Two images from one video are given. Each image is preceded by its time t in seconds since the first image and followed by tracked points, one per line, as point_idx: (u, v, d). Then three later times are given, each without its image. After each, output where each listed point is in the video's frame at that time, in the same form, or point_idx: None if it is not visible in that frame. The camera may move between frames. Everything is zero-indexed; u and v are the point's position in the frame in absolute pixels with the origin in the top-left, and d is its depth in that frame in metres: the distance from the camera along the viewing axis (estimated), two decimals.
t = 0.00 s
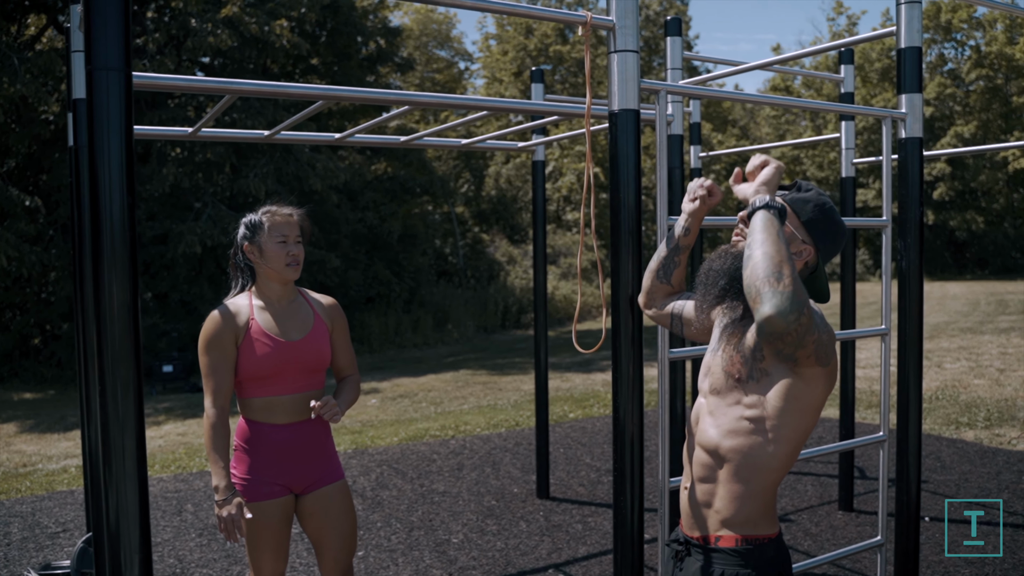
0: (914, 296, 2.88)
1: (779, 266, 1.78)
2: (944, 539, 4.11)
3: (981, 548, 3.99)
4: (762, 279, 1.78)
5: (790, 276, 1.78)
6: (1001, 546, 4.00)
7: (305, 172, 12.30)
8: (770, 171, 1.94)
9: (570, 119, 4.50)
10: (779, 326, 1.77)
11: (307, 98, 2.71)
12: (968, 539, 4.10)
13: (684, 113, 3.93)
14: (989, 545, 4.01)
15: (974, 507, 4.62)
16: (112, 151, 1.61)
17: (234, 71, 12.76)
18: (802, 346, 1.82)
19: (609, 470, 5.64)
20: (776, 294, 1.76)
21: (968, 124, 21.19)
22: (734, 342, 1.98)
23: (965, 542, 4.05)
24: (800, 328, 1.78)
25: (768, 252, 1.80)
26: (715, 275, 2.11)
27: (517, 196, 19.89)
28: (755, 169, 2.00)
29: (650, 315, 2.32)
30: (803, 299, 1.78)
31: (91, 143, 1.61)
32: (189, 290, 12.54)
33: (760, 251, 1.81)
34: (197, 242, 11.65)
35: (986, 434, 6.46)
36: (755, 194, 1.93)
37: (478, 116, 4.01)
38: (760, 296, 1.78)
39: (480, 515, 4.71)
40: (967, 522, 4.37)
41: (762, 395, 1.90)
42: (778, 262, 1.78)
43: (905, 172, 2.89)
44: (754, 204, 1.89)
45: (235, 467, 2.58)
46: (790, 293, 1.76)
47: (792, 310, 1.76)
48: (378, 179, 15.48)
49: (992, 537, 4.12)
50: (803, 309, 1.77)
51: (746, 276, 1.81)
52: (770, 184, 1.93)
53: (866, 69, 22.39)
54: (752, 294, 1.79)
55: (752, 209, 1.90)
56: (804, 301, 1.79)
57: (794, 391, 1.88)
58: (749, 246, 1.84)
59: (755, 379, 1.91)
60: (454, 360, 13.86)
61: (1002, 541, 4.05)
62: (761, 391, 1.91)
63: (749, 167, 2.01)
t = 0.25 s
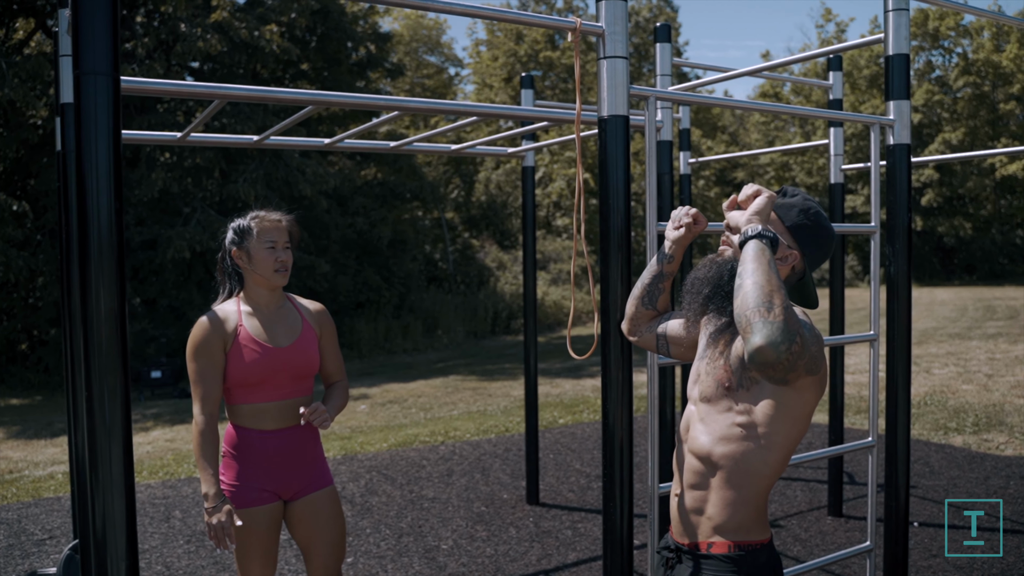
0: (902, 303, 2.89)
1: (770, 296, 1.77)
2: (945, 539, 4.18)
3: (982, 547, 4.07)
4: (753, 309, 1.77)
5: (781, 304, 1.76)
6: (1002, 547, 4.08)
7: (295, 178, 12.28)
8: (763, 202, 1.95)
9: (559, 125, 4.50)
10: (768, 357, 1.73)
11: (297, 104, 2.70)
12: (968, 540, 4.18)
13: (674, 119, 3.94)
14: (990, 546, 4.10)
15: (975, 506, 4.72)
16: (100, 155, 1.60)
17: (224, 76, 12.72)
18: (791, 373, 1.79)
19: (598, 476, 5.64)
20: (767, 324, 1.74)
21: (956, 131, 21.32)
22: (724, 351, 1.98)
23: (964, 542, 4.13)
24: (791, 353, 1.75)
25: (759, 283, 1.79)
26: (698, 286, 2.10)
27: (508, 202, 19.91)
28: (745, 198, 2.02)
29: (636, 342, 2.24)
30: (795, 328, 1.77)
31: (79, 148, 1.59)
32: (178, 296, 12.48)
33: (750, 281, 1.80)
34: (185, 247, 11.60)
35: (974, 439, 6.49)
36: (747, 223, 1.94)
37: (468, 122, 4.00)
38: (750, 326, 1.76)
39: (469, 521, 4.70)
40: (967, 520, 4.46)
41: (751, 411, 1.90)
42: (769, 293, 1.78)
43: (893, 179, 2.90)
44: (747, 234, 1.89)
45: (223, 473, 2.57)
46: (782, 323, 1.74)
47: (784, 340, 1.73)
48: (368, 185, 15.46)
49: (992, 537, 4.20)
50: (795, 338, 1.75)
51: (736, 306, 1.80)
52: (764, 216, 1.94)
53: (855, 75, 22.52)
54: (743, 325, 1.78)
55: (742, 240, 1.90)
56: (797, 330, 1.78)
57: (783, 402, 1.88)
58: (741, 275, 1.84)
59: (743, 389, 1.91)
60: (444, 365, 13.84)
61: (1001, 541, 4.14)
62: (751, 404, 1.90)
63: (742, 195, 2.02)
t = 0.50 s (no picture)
0: (897, 306, 2.90)
1: (766, 301, 1.77)
2: (945, 540, 4.20)
3: (981, 548, 4.09)
4: (748, 316, 1.77)
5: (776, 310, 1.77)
6: (1000, 546, 4.11)
7: (289, 182, 12.27)
8: (752, 205, 1.94)
9: (554, 128, 4.49)
10: (767, 363, 1.74)
11: (292, 106, 2.69)
12: (968, 539, 4.21)
13: (668, 122, 3.95)
14: (989, 546, 4.12)
15: (974, 506, 4.74)
16: (94, 157, 1.59)
17: (218, 79, 12.70)
18: (790, 379, 1.79)
19: (594, 480, 5.64)
20: (764, 331, 1.74)
21: (950, 135, 21.39)
22: (721, 356, 1.97)
23: (964, 542, 4.15)
24: (789, 357, 1.75)
25: (753, 289, 1.80)
26: (689, 296, 2.10)
27: (503, 205, 19.94)
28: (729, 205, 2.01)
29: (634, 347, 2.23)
30: (792, 332, 1.77)
31: (73, 150, 1.59)
32: (172, 300, 12.45)
33: (745, 287, 1.81)
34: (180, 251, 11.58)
35: (969, 442, 6.50)
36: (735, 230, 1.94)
37: (463, 125, 4.00)
38: (747, 334, 1.76)
39: (464, 524, 4.69)
40: (966, 519, 4.50)
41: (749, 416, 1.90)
42: (764, 298, 1.78)
43: (887, 182, 2.90)
44: (738, 239, 1.90)
45: (217, 477, 2.56)
46: (777, 330, 1.75)
47: (781, 346, 1.74)
48: (362, 189, 15.45)
49: (991, 537, 4.23)
50: (791, 345, 1.76)
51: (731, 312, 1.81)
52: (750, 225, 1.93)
53: (849, 79, 22.57)
54: (738, 332, 1.78)
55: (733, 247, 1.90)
56: (794, 335, 1.78)
57: (781, 405, 1.88)
58: (735, 281, 1.84)
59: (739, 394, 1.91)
60: (439, 369, 13.82)
61: (1001, 541, 4.17)
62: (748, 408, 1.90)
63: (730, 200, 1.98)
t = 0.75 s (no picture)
0: (893, 306, 2.90)
1: (771, 301, 1.74)
2: (946, 540, 4.21)
3: (982, 548, 4.10)
4: (754, 317, 1.74)
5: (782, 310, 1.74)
6: (1000, 546, 4.12)
7: (286, 182, 12.27)
8: (753, 205, 1.94)
9: (550, 128, 4.48)
10: (775, 364, 1.71)
11: (288, 106, 2.68)
12: (968, 539, 4.22)
13: (665, 122, 3.95)
14: (989, 545, 4.13)
15: (972, 507, 4.75)
16: (89, 156, 1.58)
17: (214, 79, 12.68)
18: (796, 380, 1.77)
19: (590, 480, 5.63)
20: (771, 332, 1.71)
21: (945, 136, 21.45)
22: (721, 357, 1.97)
23: (964, 542, 4.16)
24: (796, 358, 1.72)
25: (757, 288, 1.77)
26: (687, 298, 2.11)
27: (499, 206, 19.94)
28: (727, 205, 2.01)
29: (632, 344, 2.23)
30: (798, 332, 1.74)
31: (68, 148, 1.58)
32: (167, 300, 12.42)
33: (748, 287, 1.78)
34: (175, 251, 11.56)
35: (964, 442, 6.51)
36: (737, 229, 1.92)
37: (459, 125, 3.98)
38: (754, 334, 1.73)
39: (461, 525, 4.68)
40: (966, 519, 4.52)
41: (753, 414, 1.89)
42: (769, 297, 1.75)
43: (883, 182, 2.91)
44: (741, 238, 1.88)
45: (212, 476, 2.54)
46: (786, 329, 1.72)
47: (789, 347, 1.71)
48: (358, 189, 15.44)
49: (991, 537, 4.24)
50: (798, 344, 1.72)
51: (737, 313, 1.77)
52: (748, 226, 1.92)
53: (845, 81, 22.62)
54: (745, 332, 1.75)
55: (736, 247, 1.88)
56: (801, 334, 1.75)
57: (783, 405, 1.88)
58: (739, 281, 1.81)
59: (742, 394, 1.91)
60: (435, 370, 13.81)
61: (1001, 541, 4.18)
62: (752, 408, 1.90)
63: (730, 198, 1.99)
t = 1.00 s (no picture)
0: (892, 306, 2.90)
1: (782, 302, 1.73)
2: (946, 539, 4.20)
3: (982, 548, 4.09)
4: (765, 318, 1.73)
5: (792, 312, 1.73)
6: (1000, 546, 4.11)
7: (284, 182, 12.26)
8: (757, 201, 1.92)
9: (549, 128, 4.48)
10: (788, 366, 1.70)
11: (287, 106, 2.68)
12: (969, 539, 4.21)
13: (664, 122, 3.95)
14: (989, 546, 4.12)
15: (972, 507, 4.74)
16: (86, 156, 1.57)
17: (212, 79, 12.67)
18: (809, 381, 1.76)
19: (589, 480, 5.63)
20: (783, 333, 1.70)
21: (944, 136, 21.48)
22: (727, 358, 1.96)
23: (965, 542, 4.15)
24: (810, 361, 1.71)
25: (768, 289, 1.76)
26: (690, 302, 2.10)
27: (498, 207, 19.97)
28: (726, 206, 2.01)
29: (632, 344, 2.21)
30: (811, 334, 1.73)
31: (66, 147, 1.57)
32: (166, 301, 12.42)
33: (758, 288, 1.78)
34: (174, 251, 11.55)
35: (963, 442, 6.52)
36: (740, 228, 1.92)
37: (458, 125, 3.98)
38: (766, 337, 1.72)
39: (459, 525, 4.68)
40: (966, 519, 4.52)
41: (764, 413, 1.89)
42: (780, 299, 1.74)
43: (883, 182, 2.91)
44: (746, 237, 1.87)
45: (210, 475, 2.54)
46: (798, 331, 1.71)
47: (801, 347, 1.70)
48: (357, 190, 15.44)
49: (992, 537, 4.23)
50: (811, 347, 1.71)
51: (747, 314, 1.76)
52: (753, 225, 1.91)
53: (844, 81, 22.63)
54: (756, 335, 1.74)
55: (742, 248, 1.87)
56: (814, 336, 1.74)
57: (792, 405, 1.87)
58: (747, 282, 1.80)
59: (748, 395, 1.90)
60: (434, 370, 13.80)
61: (1001, 541, 4.18)
62: (759, 409, 1.89)
63: (732, 196, 1.98)
